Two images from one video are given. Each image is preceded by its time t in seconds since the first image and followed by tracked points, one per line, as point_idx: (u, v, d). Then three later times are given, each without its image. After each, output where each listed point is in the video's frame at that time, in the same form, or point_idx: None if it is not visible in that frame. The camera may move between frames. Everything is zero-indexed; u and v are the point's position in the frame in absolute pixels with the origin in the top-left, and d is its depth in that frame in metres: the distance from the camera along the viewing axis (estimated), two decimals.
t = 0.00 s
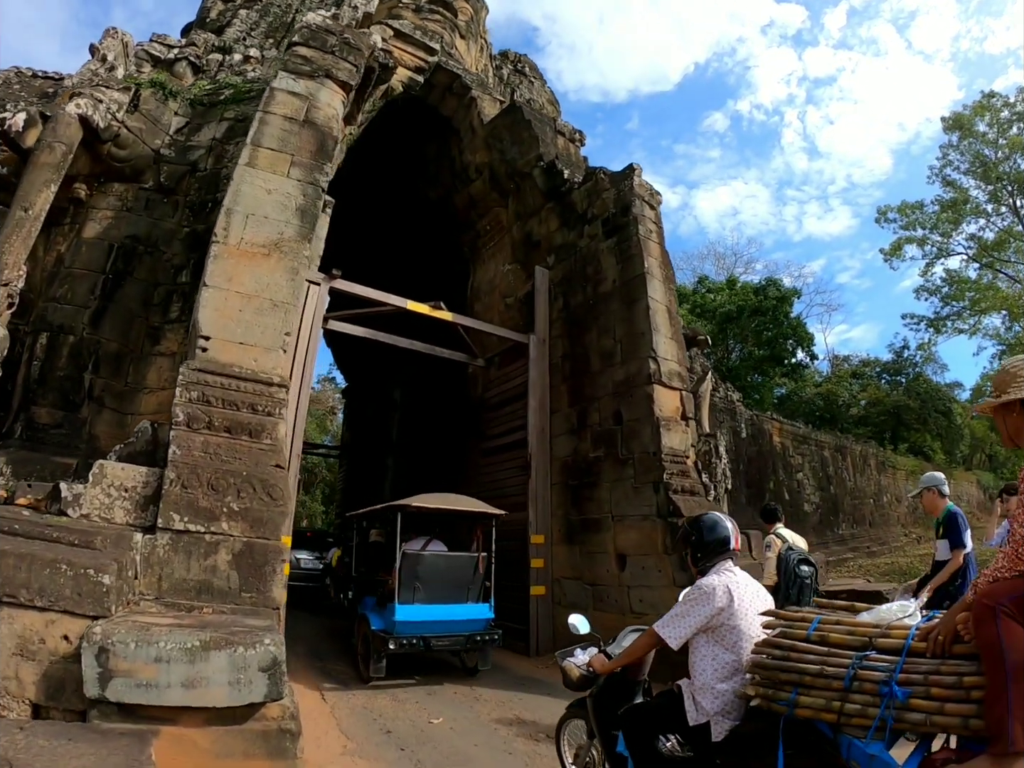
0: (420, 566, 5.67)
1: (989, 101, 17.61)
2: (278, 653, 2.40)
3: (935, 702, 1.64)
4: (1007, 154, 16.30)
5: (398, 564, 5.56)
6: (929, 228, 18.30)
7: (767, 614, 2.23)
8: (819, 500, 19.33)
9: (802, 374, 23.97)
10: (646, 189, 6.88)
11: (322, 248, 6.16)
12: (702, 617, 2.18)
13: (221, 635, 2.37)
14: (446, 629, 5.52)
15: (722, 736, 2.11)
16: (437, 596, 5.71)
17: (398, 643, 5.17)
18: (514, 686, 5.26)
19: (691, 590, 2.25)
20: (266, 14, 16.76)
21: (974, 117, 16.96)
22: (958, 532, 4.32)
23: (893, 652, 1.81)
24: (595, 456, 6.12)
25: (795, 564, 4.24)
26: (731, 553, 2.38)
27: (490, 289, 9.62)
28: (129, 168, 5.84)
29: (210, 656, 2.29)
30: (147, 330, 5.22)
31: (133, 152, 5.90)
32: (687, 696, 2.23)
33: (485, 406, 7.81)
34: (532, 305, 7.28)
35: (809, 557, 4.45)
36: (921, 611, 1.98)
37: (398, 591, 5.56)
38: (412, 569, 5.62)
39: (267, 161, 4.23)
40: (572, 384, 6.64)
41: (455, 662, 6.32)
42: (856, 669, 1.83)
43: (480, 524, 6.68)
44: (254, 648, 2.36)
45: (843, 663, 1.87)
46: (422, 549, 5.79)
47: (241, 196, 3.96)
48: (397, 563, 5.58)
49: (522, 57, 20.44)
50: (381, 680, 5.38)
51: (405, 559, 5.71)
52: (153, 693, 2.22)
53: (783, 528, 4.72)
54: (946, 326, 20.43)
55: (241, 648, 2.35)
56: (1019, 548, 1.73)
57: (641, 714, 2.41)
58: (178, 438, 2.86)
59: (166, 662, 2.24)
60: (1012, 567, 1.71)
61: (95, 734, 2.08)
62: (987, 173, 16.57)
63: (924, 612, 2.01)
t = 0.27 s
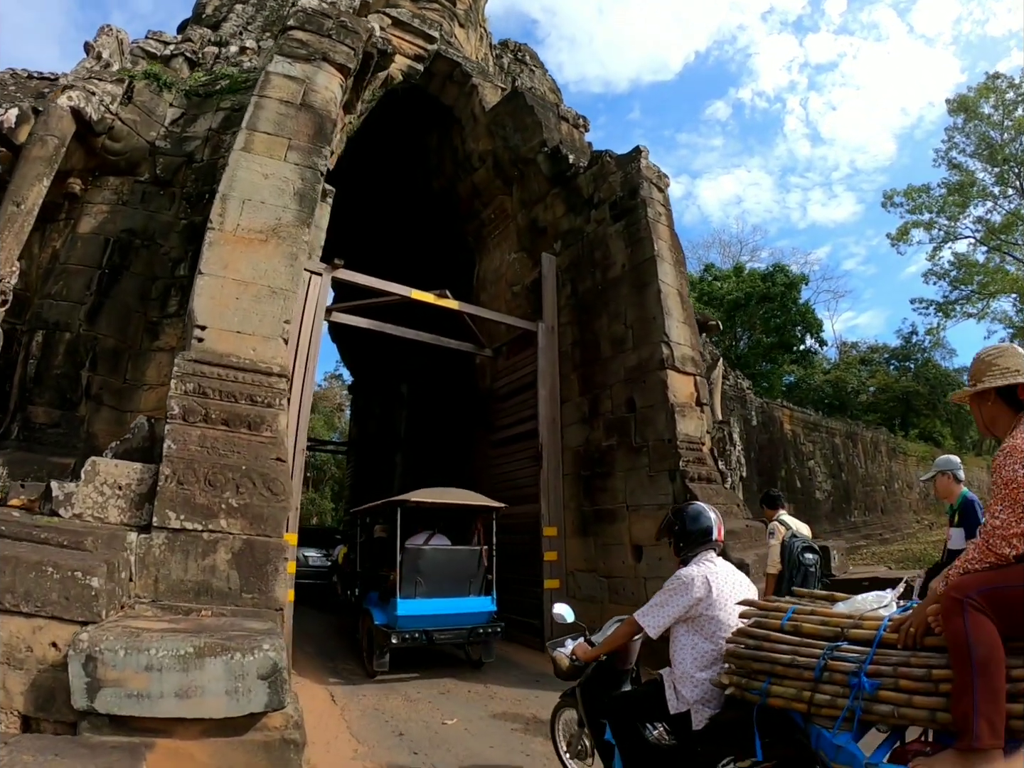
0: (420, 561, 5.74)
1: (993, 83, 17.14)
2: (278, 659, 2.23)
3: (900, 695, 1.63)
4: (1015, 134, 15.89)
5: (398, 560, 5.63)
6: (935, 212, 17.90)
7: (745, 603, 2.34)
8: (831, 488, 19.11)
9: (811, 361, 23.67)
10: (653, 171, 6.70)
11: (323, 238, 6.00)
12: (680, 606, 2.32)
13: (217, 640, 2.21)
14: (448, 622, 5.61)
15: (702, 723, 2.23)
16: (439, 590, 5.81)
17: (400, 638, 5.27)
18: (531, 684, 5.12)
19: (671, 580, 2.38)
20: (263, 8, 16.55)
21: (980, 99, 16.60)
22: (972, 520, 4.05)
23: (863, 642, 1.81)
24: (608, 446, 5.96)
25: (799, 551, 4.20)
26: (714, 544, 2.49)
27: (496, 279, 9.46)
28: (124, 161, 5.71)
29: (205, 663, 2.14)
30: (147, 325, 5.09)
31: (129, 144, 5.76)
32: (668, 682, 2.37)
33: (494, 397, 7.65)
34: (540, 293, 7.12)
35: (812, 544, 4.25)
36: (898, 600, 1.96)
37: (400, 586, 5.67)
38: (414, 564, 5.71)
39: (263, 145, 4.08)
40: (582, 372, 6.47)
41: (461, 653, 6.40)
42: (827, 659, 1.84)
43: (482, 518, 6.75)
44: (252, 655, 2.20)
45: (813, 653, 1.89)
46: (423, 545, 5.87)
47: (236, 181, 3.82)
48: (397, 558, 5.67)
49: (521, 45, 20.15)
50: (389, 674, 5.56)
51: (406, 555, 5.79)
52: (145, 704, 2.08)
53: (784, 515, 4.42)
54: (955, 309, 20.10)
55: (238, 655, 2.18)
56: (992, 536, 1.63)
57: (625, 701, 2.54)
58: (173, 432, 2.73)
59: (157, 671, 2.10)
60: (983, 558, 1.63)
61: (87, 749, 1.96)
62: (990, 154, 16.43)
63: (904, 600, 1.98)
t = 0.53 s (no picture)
0: (418, 561, 5.92)
1: (1003, 77, 16.83)
2: (270, 669, 2.06)
3: (860, 694, 1.71)
4: None
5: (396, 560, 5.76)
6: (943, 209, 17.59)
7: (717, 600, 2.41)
8: (842, 487, 18.82)
9: (820, 359, 23.36)
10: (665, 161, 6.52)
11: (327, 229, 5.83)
12: (653, 602, 2.40)
13: (202, 648, 2.03)
14: (446, 622, 5.69)
15: (676, 718, 2.32)
16: (437, 590, 5.91)
17: (398, 637, 5.35)
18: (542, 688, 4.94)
19: (645, 578, 2.47)
20: (266, 3, 16.39)
21: (987, 95, 16.33)
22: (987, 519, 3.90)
23: (829, 642, 1.90)
24: (621, 441, 5.78)
25: (808, 548, 3.98)
26: (689, 542, 2.56)
27: (504, 274, 9.29)
28: (124, 152, 5.57)
29: (188, 672, 1.96)
30: (146, 317, 4.93)
31: (128, 132, 5.60)
32: (644, 678, 2.45)
33: (503, 393, 7.48)
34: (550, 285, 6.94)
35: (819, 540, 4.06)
36: (865, 601, 2.05)
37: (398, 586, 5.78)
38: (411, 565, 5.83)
39: (264, 128, 3.92)
40: (594, 366, 6.29)
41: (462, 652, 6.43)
42: (791, 658, 1.93)
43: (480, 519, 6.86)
44: (241, 664, 2.02)
45: (779, 651, 1.98)
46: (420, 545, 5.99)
47: (235, 163, 3.66)
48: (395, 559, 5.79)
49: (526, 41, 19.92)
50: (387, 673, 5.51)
51: (404, 555, 5.91)
52: (123, 717, 1.92)
53: (790, 511, 4.22)
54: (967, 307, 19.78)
55: (225, 664, 2.00)
56: (956, 539, 1.69)
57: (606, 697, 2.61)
58: (164, 421, 2.57)
59: (136, 681, 1.93)
60: (946, 559, 1.69)
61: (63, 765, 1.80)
62: (999, 150, 16.09)
63: (871, 601, 2.07)
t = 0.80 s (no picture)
0: (420, 562, 5.84)
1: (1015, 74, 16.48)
2: (259, 689, 1.82)
3: (822, 707, 1.77)
4: None
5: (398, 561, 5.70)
6: (953, 208, 17.20)
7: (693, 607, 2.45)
8: (855, 489, 18.47)
9: (833, 360, 22.99)
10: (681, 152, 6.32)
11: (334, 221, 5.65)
12: (629, 609, 2.45)
13: (185, 666, 1.80)
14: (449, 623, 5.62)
15: (651, 723, 2.34)
16: (440, 591, 5.84)
17: (401, 639, 5.27)
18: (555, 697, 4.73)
19: (623, 584, 2.52)
20: None
21: (999, 92, 15.96)
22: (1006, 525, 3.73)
23: (795, 654, 1.94)
24: (637, 440, 5.57)
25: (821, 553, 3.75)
26: (668, 551, 2.62)
27: (514, 270, 9.09)
28: (124, 141, 5.42)
29: (167, 694, 1.75)
30: (145, 310, 4.76)
31: (128, 121, 5.44)
32: (622, 682, 2.50)
33: (514, 391, 7.28)
34: (563, 280, 6.72)
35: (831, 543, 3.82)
36: (834, 613, 2.09)
37: (399, 588, 5.71)
38: (413, 565, 5.76)
39: (267, 109, 3.73)
40: (609, 363, 6.07)
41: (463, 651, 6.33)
42: (756, 668, 1.98)
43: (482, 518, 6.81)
44: (227, 685, 1.79)
45: (747, 660, 2.03)
46: (423, 546, 5.92)
47: (236, 145, 3.48)
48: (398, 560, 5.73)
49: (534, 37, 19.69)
50: (389, 676, 5.39)
51: (406, 555, 5.84)
52: (96, 742, 1.73)
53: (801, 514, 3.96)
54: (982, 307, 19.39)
55: (209, 684, 1.78)
56: (918, 552, 1.71)
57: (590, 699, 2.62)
58: (154, 414, 2.42)
59: (109, 702, 1.73)
60: (909, 573, 1.70)
61: None
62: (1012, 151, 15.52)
63: (839, 613, 2.12)
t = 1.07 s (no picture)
0: (424, 563, 5.73)
1: None
2: (250, 711, 1.66)
3: (779, 719, 1.71)
4: None
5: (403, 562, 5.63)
6: (967, 208, 16.85)
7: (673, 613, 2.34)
8: (869, 491, 18.18)
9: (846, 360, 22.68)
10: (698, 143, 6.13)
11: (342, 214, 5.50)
12: (606, 613, 2.33)
13: (165, 686, 1.65)
14: (454, 625, 5.47)
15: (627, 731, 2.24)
16: (444, 593, 5.70)
17: (405, 640, 5.09)
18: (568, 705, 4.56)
19: (602, 589, 2.40)
20: None
21: (1013, 90, 15.62)
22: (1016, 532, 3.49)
23: (760, 665, 1.87)
24: (654, 440, 5.39)
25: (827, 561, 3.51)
26: (647, 557, 2.50)
27: (526, 267, 8.94)
28: (128, 132, 5.32)
29: (148, 715, 1.59)
30: (148, 304, 4.63)
31: (132, 111, 5.33)
32: (598, 687, 2.38)
33: (526, 390, 7.12)
34: (578, 276, 6.55)
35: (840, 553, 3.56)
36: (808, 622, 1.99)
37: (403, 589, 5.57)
38: (418, 566, 5.65)
39: (273, 93, 3.59)
40: (625, 360, 5.90)
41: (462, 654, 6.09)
42: (721, 677, 1.91)
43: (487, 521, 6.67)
44: (212, 707, 1.62)
45: (711, 671, 1.96)
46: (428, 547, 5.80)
47: (239, 129, 3.34)
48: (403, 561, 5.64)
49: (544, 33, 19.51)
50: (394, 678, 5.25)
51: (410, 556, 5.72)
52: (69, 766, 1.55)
53: (808, 522, 3.73)
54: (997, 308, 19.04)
55: (193, 705, 1.61)
56: (873, 572, 1.62)
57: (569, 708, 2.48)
58: (148, 407, 2.28)
59: (83, 723, 1.56)
60: (866, 593, 1.61)
61: None
62: None
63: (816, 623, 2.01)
